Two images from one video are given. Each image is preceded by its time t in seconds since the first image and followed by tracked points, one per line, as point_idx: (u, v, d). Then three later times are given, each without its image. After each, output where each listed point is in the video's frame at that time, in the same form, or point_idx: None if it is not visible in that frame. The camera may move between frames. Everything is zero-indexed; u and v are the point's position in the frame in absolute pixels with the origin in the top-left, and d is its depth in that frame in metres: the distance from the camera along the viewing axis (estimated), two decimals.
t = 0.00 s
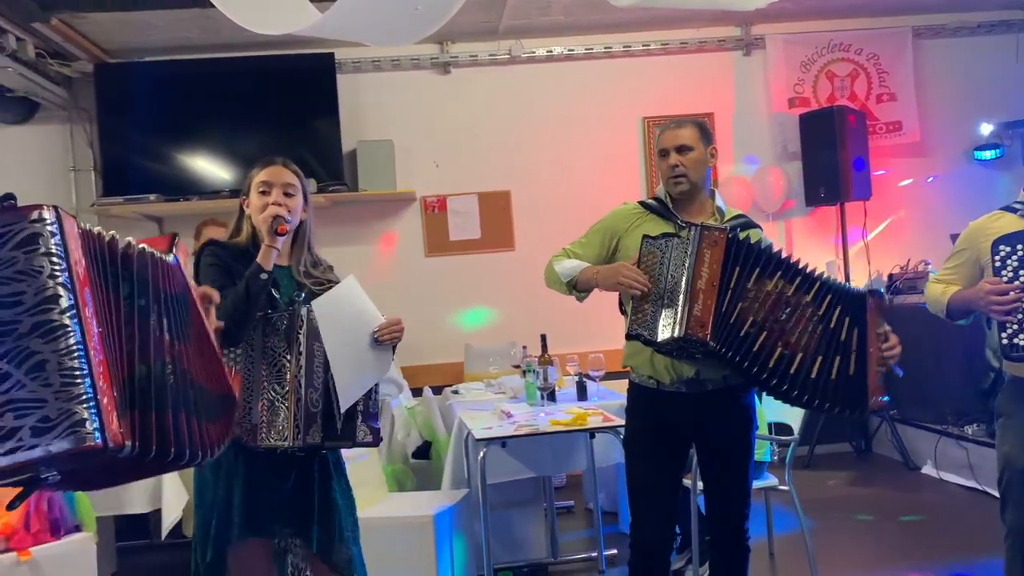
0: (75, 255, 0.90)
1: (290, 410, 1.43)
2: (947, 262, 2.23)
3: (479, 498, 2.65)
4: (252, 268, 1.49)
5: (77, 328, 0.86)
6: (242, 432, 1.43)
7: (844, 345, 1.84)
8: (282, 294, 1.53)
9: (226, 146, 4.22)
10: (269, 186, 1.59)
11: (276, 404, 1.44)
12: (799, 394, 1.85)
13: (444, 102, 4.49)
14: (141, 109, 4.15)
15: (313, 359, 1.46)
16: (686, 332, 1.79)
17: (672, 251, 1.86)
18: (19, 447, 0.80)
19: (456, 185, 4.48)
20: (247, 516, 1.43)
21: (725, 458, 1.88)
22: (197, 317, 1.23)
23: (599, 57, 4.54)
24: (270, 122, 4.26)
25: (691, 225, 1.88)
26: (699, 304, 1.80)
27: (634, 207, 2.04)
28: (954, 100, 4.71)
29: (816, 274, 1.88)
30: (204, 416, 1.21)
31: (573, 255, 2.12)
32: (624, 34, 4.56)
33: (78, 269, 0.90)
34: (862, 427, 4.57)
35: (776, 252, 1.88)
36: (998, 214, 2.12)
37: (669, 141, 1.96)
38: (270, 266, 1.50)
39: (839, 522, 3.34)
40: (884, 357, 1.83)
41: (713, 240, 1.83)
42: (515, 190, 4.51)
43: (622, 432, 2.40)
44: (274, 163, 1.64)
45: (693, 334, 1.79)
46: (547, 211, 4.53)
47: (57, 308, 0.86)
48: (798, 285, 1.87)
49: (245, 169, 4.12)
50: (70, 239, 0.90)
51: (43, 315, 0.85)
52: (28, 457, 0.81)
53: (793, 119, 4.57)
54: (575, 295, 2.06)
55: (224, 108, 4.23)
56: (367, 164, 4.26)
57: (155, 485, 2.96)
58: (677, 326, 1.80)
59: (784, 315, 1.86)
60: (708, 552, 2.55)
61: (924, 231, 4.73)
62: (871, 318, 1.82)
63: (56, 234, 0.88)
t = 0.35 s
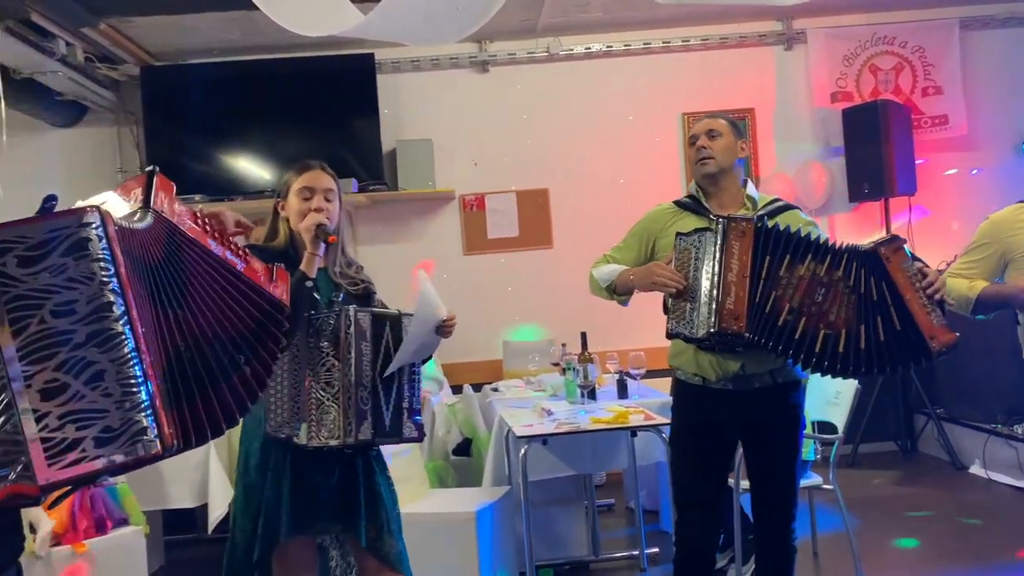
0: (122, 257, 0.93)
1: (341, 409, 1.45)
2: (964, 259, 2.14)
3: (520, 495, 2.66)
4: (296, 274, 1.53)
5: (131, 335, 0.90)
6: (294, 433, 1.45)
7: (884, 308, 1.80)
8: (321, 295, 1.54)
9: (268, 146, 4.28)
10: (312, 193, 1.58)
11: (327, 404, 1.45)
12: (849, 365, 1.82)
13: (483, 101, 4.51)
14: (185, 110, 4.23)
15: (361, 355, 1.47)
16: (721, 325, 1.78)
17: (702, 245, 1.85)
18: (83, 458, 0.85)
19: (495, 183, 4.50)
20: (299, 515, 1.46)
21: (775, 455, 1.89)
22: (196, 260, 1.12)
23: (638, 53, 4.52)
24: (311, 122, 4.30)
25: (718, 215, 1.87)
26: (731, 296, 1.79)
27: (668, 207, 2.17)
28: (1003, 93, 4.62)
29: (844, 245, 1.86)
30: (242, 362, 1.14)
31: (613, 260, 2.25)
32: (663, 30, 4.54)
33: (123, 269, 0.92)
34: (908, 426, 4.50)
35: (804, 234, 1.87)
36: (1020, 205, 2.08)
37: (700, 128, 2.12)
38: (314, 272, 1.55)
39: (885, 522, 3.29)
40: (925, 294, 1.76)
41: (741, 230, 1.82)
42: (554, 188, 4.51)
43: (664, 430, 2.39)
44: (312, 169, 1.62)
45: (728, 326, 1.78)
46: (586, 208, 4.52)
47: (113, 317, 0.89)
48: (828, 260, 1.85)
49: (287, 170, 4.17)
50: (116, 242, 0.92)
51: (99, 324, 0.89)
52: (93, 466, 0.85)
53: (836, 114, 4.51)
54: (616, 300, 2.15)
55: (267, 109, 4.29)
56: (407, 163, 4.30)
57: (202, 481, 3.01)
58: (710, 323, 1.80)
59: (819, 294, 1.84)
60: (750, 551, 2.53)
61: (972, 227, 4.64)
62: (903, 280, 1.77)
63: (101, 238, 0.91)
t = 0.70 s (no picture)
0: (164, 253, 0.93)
1: (421, 401, 1.49)
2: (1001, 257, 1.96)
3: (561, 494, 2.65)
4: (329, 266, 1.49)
5: (175, 334, 0.92)
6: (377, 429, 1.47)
7: (918, 287, 1.79)
8: (376, 287, 1.58)
9: (308, 147, 4.32)
10: (372, 189, 1.64)
11: (407, 397, 1.49)
12: (890, 347, 1.81)
13: (520, 99, 4.51)
14: (226, 113, 4.28)
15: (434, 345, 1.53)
16: (755, 315, 1.81)
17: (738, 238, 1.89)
18: (129, 460, 0.87)
19: (533, 180, 4.50)
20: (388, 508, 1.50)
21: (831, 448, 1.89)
22: (235, 244, 1.11)
23: (676, 48, 4.49)
24: (350, 123, 4.34)
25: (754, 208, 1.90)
26: (766, 286, 1.81)
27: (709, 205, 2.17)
28: None
29: (877, 229, 1.84)
30: (284, 344, 1.16)
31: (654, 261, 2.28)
32: (702, 25, 4.50)
33: (165, 263, 0.93)
34: (955, 424, 4.42)
35: (835, 219, 1.85)
36: None
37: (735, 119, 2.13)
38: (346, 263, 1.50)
39: (932, 523, 3.23)
40: (964, 268, 1.75)
41: (774, 220, 1.84)
42: (591, 185, 4.50)
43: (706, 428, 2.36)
44: (368, 166, 1.68)
45: (761, 316, 1.80)
46: (624, 206, 4.50)
47: (157, 316, 0.91)
48: (862, 245, 1.83)
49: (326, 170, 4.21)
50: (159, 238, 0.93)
51: (143, 325, 0.90)
52: (140, 468, 0.87)
53: (878, 106, 4.41)
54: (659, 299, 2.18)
55: (306, 110, 4.33)
56: (445, 162, 4.32)
57: (245, 478, 3.05)
58: (745, 315, 1.82)
59: (852, 281, 1.83)
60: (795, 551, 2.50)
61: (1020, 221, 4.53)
62: (938, 257, 1.76)
63: (144, 235, 0.91)
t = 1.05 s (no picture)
0: (207, 253, 0.94)
1: (520, 393, 1.56)
2: None
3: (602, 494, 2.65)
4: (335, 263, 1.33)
5: (219, 337, 0.93)
6: (475, 428, 1.58)
7: (954, 283, 1.76)
8: (452, 291, 1.72)
9: (347, 148, 4.36)
10: (442, 194, 1.78)
11: (504, 391, 1.57)
12: (926, 346, 1.79)
13: (557, 97, 4.51)
14: (268, 115, 4.34)
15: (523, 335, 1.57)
16: (798, 316, 1.82)
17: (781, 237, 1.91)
18: (172, 464, 0.89)
19: (570, 178, 4.49)
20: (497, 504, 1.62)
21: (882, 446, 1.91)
22: (298, 253, 1.15)
23: (715, 44, 4.45)
24: (388, 123, 4.37)
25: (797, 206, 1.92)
26: (807, 286, 1.83)
27: (752, 206, 2.19)
28: None
29: (915, 224, 1.82)
30: (343, 359, 1.17)
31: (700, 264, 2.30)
32: (741, 20, 4.46)
33: (211, 267, 0.94)
34: (1005, 423, 4.33)
35: (871, 215, 1.86)
36: None
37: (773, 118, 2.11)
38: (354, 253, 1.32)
39: (982, 524, 3.17)
40: (1001, 263, 1.72)
41: (814, 218, 1.85)
42: (629, 183, 4.48)
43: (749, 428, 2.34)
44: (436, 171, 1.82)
45: (804, 316, 1.81)
46: (663, 203, 4.47)
47: (198, 321, 0.91)
48: (899, 240, 1.83)
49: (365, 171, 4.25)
50: (201, 240, 0.93)
51: (185, 328, 0.91)
52: (185, 472, 0.89)
53: (923, 100, 4.35)
54: (705, 303, 2.22)
55: (345, 111, 4.37)
56: (483, 162, 4.34)
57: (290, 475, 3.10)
58: (789, 314, 1.83)
59: (892, 278, 1.83)
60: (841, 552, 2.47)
61: None
62: (973, 253, 1.73)
63: (187, 237, 0.92)
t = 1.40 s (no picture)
0: (257, 250, 0.93)
1: (566, 392, 1.64)
2: None
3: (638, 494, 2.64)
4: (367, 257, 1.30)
5: (264, 331, 0.92)
6: (524, 428, 1.64)
7: (991, 283, 1.86)
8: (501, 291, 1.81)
9: (383, 147, 4.38)
10: (489, 197, 1.93)
11: (552, 389, 1.64)
12: (963, 347, 1.87)
13: (592, 96, 4.49)
14: (305, 116, 4.39)
15: (569, 336, 1.66)
16: (840, 318, 1.89)
17: (823, 240, 1.96)
18: (216, 455, 0.87)
19: (605, 177, 4.48)
20: (554, 502, 1.71)
21: (925, 452, 1.96)
22: (372, 262, 1.15)
23: (752, 41, 4.41)
24: (423, 123, 4.38)
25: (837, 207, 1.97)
26: (850, 288, 1.90)
27: (792, 205, 2.18)
28: None
29: (952, 225, 1.89)
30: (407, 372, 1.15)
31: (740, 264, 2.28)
32: (778, 17, 4.41)
33: (265, 263, 0.94)
34: None
35: (912, 216, 1.90)
36: None
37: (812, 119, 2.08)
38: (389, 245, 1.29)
39: None
40: None
41: (856, 219, 1.90)
42: (665, 182, 4.46)
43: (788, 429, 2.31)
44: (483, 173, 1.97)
45: (846, 318, 1.89)
46: (699, 203, 4.44)
47: (242, 314, 0.91)
48: (936, 241, 1.89)
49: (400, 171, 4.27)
50: (250, 237, 0.93)
51: (228, 321, 0.90)
52: (229, 463, 0.88)
53: (966, 96, 4.29)
54: (744, 304, 2.21)
55: (380, 111, 4.39)
56: (518, 161, 4.34)
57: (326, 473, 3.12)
58: (831, 316, 1.91)
59: (931, 279, 1.89)
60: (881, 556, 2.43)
61: None
62: (1012, 255, 1.84)
63: (237, 233, 0.92)
